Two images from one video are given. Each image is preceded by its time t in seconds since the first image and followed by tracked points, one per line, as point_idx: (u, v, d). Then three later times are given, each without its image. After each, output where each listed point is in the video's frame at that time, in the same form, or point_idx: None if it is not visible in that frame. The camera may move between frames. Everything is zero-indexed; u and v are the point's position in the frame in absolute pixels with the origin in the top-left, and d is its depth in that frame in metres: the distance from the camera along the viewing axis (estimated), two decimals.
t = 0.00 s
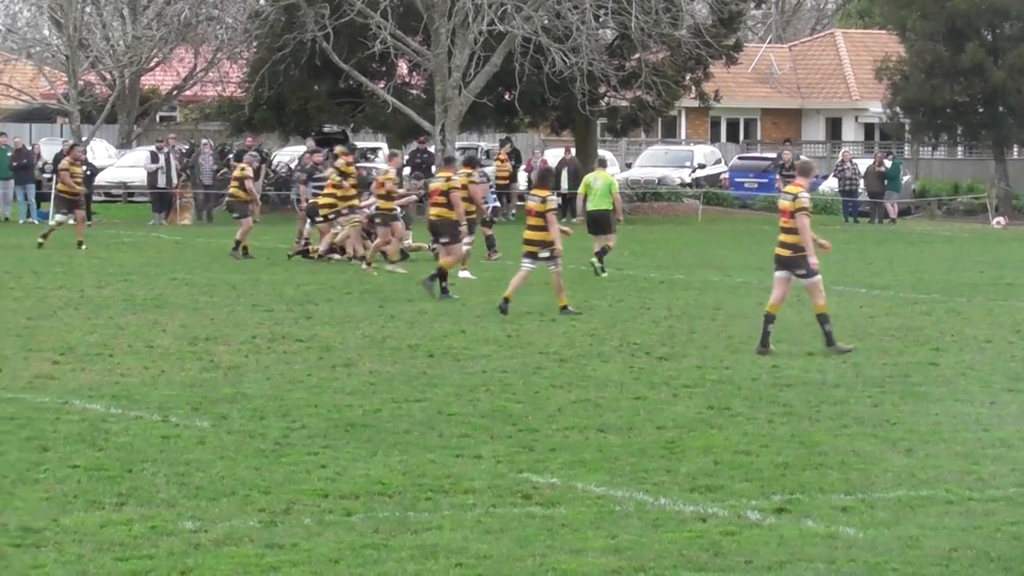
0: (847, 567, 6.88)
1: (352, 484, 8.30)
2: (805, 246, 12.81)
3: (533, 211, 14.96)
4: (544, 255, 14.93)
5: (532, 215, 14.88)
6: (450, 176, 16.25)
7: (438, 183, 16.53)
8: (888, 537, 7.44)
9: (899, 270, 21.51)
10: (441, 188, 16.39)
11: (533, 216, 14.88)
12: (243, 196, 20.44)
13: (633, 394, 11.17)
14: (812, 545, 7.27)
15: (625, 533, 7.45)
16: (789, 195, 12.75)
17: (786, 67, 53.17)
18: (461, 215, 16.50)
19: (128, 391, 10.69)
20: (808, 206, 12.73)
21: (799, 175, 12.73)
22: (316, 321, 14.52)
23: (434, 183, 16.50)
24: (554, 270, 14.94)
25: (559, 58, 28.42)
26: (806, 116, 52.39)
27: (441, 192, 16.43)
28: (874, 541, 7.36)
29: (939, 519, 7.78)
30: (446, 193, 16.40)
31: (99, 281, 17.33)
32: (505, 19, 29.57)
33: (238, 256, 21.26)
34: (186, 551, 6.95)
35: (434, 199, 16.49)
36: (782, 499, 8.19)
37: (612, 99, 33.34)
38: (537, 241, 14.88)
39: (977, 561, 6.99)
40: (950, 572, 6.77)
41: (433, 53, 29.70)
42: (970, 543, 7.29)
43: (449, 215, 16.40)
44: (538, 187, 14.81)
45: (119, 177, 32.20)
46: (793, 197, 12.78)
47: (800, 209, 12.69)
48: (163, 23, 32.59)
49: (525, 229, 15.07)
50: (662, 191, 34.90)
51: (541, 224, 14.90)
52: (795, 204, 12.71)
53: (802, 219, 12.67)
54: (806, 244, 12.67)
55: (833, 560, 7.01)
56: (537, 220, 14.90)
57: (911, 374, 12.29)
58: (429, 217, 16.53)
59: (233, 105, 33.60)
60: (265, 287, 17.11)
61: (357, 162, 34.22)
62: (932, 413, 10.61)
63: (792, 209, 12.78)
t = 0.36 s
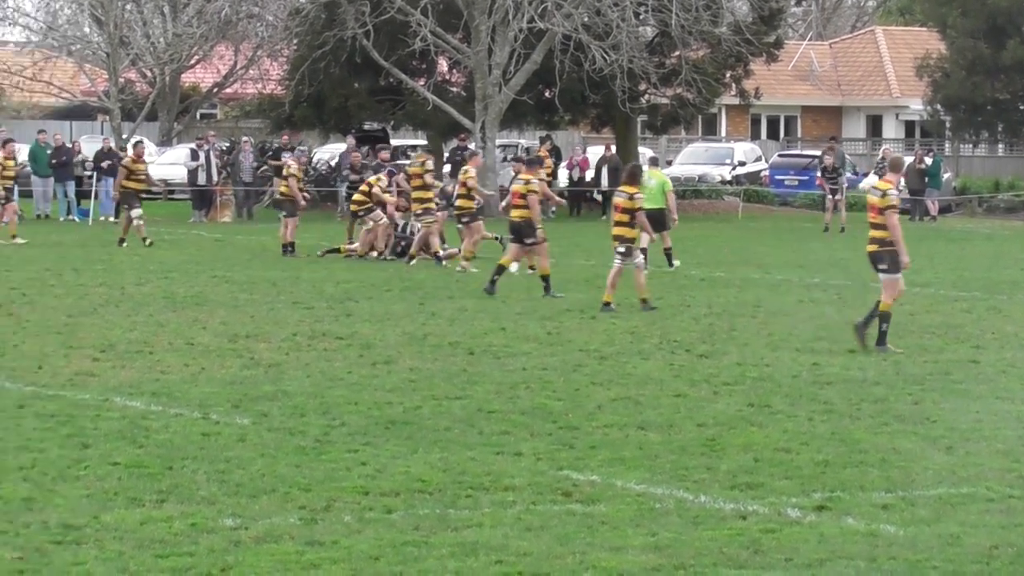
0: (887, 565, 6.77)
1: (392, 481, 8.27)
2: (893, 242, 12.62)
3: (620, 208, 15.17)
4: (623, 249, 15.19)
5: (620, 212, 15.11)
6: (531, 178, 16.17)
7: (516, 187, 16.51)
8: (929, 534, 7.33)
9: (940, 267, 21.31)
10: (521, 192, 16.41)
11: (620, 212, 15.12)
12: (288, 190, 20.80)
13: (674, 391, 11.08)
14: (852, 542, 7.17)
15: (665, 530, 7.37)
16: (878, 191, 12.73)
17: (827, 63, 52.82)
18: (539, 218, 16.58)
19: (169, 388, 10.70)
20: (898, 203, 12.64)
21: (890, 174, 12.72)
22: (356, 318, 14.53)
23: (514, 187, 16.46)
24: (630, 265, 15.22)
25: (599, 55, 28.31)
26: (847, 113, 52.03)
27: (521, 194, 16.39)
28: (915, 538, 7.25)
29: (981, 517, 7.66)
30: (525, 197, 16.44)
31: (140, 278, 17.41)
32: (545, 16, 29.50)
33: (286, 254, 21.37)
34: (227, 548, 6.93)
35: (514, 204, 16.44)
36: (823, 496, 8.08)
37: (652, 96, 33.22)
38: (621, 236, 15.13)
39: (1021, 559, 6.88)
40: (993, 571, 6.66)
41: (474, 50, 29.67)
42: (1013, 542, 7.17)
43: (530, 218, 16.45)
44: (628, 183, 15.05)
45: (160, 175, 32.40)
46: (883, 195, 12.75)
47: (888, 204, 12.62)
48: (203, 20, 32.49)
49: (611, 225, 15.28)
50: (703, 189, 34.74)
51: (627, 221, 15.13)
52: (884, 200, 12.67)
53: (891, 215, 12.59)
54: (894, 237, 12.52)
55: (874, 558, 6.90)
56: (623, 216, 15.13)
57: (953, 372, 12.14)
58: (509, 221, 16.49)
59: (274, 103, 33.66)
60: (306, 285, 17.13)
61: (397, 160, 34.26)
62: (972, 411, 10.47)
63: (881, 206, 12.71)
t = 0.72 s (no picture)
0: (919, 564, 6.67)
1: (424, 480, 8.23)
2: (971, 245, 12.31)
3: (696, 203, 15.04)
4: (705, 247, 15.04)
5: (696, 208, 14.95)
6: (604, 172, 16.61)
7: (590, 180, 16.90)
8: (962, 533, 7.23)
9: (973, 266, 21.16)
10: (594, 184, 16.79)
11: (696, 207, 14.98)
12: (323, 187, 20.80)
13: (705, 391, 11.00)
14: (885, 541, 7.09)
15: (696, 529, 7.30)
16: (961, 193, 12.35)
17: (859, 62, 52.50)
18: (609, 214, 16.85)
19: (201, 386, 10.71)
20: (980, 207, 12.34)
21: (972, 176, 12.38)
22: (387, 316, 14.52)
23: (587, 180, 16.87)
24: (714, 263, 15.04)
25: (632, 53, 28.21)
26: (879, 112, 51.72)
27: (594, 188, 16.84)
28: (948, 537, 7.15)
29: (1013, 515, 7.56)
30: (598, 191, 16.82)
31: (171, 276, 17.47)
32: (578, 14, 29.43)
33: (322, 253, 21.34)
34: (257, 547, 6.91)
35: (585, 195, 16.82)
36: (855, 495, 7.99)
37: (684, 95, 33.10)
38: (699, 234, 14.98)
39: None
40: None
41: (506, 49, 29.62)
42: None
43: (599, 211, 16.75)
44: (704, 177, 14.90)
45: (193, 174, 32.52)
46: (964, 197, 12.38)
47: (972, 207, 12.28)
48: (236, 19, 32.37)
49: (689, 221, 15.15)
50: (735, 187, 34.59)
51: (703, 217, 14.97)
52: (968, 202, 12.31)
53: (976, 218, 12.26)
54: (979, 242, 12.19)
55: (906, 557, 6.81)
56: (699, 212, 14.99)
57: (985, 371, 12.01)
58: (579, 213, 16.85)
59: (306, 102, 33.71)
60: (337, 283, 17.14)
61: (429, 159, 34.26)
62: (1004, 410, 10.34)
63: (961, 208, 12.35)
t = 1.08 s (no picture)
0: (930, 563, 6.64)
1: (436, 478, 8.22)
2: None
3: (750, 202, 14.99)
4: (761, 245, 15.02)
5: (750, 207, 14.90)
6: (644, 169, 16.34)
7: (631, 178, 16.61)
8: (974, 532, 7.20)
9: (985, 264, 21.07)
10: (635, 183, 16.48)
11: (751, 207, 14.92)
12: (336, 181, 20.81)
13: (718, 388, 10.98)
14: (897, 540, 7.05)
15: (709, 527, 7.28)
16: (1010, 186, 12.15)
17: (872, 60, 52.36)
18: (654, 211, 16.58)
19: (213, 383, 10.73)
20: None
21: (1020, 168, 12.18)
22: (399, 314, 14.52)
23: (628, 178, 16.58)
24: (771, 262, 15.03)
25: (644, 52, 28.15)
26: (892, 111, 51.60)
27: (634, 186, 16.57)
28: (959, 536, 7.13)
29: None
30: (640, 189, 16.50)
31: (183, 274, 17.51)
32: (591, 12, 29.37)
33: (336, 251, 21.33)
34: (270, 545, 6.90)
35: (627, 193, 16.56)
36: (867, 494, 7.96)
37: (697, 93, 33.04)
38: (755, 233, 14.99)
39: None
40: None
41: (519, 47, 29.56)
42: None
43: (643, 210, 16.49)
44: (759, 177, 14.87)
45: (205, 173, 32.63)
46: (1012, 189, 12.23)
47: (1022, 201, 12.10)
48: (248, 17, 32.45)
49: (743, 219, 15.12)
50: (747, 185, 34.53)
51: (759, 215, 14.93)
52: (1017, 195, 12.12)
53: None
54: None
55: (917, 555, 6.78)
56: (754, 211, 14.93)
57: (998, 369, 11.95)
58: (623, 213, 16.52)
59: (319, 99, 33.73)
60: (349, 281, 17.15)
61: (441, 157, 34.25)
62: (1016, 408, 10.30)
63: (1012, 202, 12.20)
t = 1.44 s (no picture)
0: (931, 561, 6.65)
1: (438, 477, 8.22)
2: None
3: (788, 202, 15.19)
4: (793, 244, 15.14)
5: (791, 207, 15.09)
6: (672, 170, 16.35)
7: (658, 179, 16.57)
8: (975, 530, 7.21)
9: (986, 263, 21.05)
10: (662, 184, 16.46)
11: (791, 207, 15.12)
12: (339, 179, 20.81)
13: (719, 387, 10.97)
14: (899, 538, 7.05)
15: (710, 526, 7.28)
16: None
17: (874, 58, 52.38)
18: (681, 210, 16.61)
19: (215, 383, 10.73)
20: None
21: None
22: (401, 313, 14.52)
23: (656, 178, 16.56)
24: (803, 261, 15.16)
25: (646, 50, 28.14)
26: (894, 109, 51.59)
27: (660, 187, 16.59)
28: (961, 534, 7.13)
29: None
30: (666, 189, 16.49)
31: (185, 273, 17.50)
32: (592, 11, 29.35)
33: (336, 250, 21.31)
34: (271, 544, 6.91)
35: (654, 195, 16.56)
36: (868, 492, 7.96)
37: (699, 92, 33.02)
38: (791, 231, 15.11)
39: None
40: None
41: (520, 46, 29.51)
42: None
43: (671, 211, 16.52)
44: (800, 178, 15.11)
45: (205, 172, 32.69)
46: None
47: None
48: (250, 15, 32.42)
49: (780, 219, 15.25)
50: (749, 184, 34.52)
51: (797, 215, 15.12)
52: None
53: None
54: None
55: (919, 554, 6.78)
56: (793, 211, 15.12)
57: (999, 368, 11.95)
58: (652, 214, 16.54)
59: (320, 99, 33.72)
60: (351, 280, 17.14)
61: (443, 156, 34.24)
62: (1017, 407, 10.31)
63: None
